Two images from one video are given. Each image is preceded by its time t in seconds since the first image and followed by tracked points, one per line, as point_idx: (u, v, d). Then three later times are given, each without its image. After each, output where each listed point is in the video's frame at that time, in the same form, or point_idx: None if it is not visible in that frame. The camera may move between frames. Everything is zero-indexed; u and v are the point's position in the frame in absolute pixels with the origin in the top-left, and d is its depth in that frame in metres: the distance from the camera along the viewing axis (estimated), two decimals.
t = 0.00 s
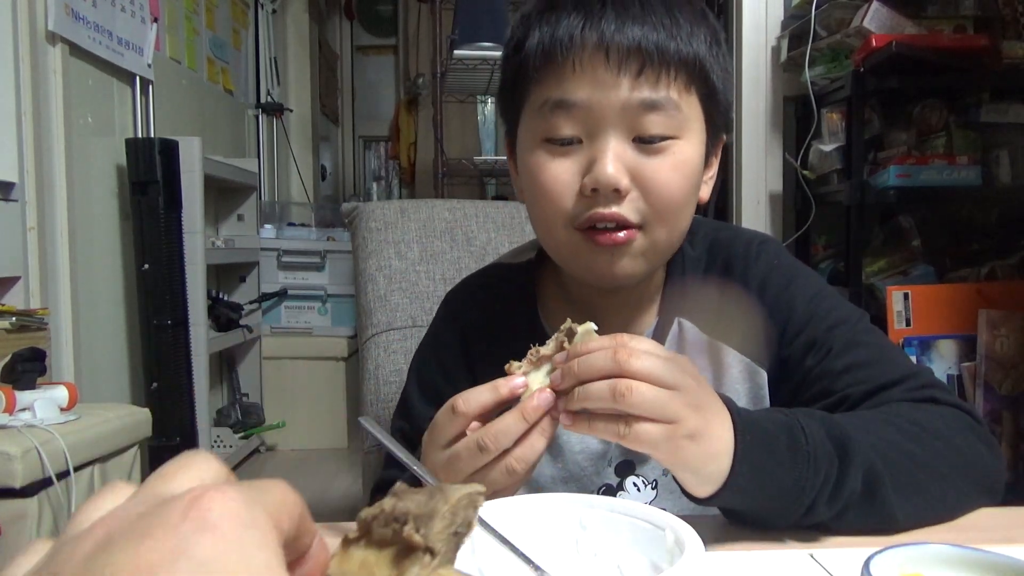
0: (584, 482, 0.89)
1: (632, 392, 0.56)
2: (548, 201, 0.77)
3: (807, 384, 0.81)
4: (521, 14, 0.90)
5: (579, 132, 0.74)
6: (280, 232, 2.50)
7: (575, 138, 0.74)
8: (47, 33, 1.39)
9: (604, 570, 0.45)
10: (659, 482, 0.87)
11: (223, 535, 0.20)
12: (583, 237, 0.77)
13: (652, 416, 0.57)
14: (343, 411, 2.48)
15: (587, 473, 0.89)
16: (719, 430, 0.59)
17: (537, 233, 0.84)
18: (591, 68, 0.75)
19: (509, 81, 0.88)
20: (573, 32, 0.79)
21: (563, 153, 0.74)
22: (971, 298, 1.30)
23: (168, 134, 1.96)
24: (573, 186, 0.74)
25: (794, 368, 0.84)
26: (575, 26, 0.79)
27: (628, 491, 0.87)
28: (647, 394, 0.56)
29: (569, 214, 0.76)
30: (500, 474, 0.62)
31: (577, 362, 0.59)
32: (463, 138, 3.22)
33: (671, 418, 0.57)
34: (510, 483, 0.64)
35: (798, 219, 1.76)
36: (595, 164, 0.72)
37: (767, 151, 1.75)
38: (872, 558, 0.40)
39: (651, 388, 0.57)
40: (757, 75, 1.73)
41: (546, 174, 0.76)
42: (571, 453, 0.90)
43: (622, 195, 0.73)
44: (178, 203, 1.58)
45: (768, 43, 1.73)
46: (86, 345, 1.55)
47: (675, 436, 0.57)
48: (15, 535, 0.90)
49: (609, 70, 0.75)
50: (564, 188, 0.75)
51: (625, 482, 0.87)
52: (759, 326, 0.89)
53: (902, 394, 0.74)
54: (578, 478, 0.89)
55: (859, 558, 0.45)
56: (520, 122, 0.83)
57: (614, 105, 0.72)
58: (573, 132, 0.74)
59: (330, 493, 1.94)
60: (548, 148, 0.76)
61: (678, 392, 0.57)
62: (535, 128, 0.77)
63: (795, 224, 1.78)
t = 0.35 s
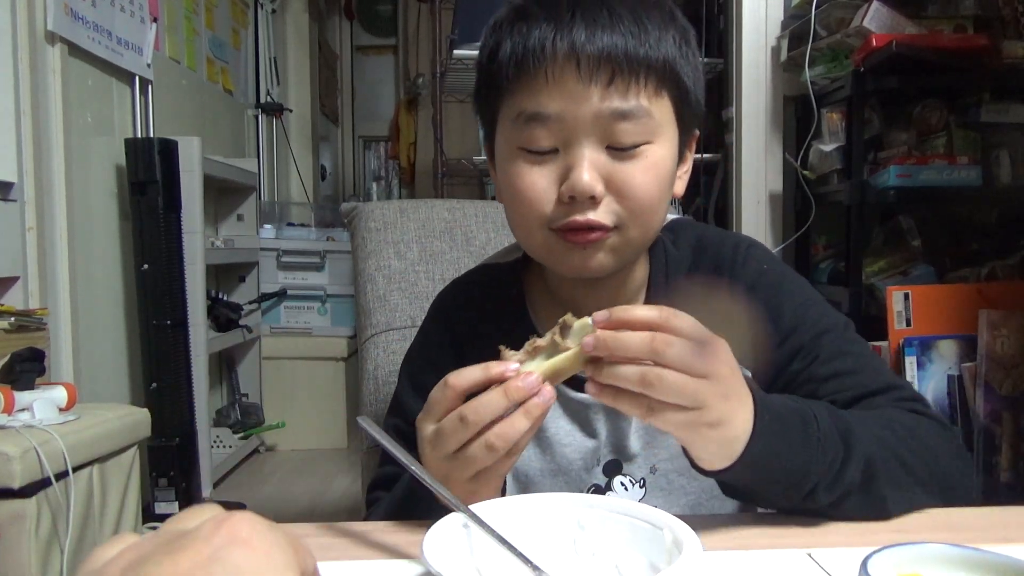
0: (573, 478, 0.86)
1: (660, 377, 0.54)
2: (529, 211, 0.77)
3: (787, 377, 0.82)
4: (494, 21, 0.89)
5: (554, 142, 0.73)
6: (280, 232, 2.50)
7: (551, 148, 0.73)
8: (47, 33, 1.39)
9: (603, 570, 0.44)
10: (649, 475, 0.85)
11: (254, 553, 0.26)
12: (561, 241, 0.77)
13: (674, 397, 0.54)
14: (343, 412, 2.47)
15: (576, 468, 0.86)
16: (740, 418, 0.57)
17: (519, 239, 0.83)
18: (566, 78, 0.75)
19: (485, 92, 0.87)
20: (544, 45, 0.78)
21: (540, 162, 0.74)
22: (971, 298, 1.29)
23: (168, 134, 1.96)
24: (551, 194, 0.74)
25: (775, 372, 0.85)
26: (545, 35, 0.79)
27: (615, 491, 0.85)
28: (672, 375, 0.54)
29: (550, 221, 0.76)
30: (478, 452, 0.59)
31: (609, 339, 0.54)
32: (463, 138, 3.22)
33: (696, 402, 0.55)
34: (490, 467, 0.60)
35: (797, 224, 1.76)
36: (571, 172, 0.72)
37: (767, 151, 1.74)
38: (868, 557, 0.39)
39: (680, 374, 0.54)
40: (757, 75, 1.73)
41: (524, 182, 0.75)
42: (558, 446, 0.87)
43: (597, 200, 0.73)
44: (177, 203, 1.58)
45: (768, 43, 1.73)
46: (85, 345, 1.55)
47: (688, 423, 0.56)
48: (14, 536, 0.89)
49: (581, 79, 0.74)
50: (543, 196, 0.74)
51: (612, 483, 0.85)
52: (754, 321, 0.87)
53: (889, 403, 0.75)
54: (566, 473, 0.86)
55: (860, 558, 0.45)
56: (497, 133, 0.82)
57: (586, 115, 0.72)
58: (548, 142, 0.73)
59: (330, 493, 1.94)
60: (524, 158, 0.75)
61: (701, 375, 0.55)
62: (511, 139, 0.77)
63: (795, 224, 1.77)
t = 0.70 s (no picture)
0: (572, 443, 0.85)
1: (693, 328, 0.68)
2: (539, 216, 0.78)
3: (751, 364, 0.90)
4: (501, 33, 0.91)
5: (570, 154, 0.75)
6: (280, 232, 2.50)
7: (567, 158, 0.75)
8: (47, 33, 1.39)
9: (602, 570, 0.44)
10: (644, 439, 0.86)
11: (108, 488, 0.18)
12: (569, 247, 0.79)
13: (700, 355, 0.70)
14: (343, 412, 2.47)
15: (577, 432, 0.86)
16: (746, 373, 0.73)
17: (527, 239, 0.85)
18: (580, 97, 0.77)
19: (491, 102, 0.88)
20: (557, 63, 0.80)
21: (555, 172, 0.76)
22: (971, 299, 1.29)
23: (168, 134, 1.96)
24: (565, 202, 0.76)
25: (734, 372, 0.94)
26: (557, 51, 0.81)
27: (613, 458, 0.85)
28: (703, 336, 0.69)
29: (559, 226, 0.78)
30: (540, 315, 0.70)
31: (670, 293, 0.68)
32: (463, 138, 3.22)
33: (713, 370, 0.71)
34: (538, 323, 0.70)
35: (798, 219, 1.75)
36: (587, 184, 0.74)
37: (767, 151, 1.75)
38: (868, 557, 0.38)
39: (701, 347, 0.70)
40: (757, 75, 1.73)
41: (538, 190, 0.77)
42: (558, 409, 0.86)
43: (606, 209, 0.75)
44: (178, 203, 1.59)
45: (768, 43, 1.73)
46: (86, 344, 1.54)
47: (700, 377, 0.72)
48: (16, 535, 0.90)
49: (594, 99, 0.77)
50: (556, 203, 0.76)
51: (612, 449, 0.85)
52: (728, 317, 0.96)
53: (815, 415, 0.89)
54: (566, 439, 0.85)
55: (860, 557, 0.45)
56: (506, 142, 0.83)
57: (599, 130, 0.74)
58: (565, 154, 0.75)
59: (330, 493, 1.94)
60: (539, 167, 0.77)
61: (733, 344, 0.70)
62: (524, 148, 0.78)
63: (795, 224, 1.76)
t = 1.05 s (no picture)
0: (574, 411, 0.85)
1: (674, 248, 0.79)
2: (544, 207, 0.85)
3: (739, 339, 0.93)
4: (503, 48, 0.98)
5: (576, 149, 0.82)
6: (280, 232, 2.50)
7: (572, 153, 0.82)
8: (48, 33, 1.39)
9: (603, 570, 0.44)
10: (641, 407, 0.86)
11: None
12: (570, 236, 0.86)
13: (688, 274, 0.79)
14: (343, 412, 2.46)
15: (578, 399, 0.86)
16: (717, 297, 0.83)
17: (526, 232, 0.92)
18: (582, 104, 0.85)
19: (496, 108, 0.94)
20: (561, 73, 0.87)
21: (561, 165, 0.83)
22: (972, 299, 1.29)
23: (168, 134, 1.96)
24: (568, 193, 0.83)
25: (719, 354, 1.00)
26: (560, 62, 0.88)
27: (613, 425, 0.85)
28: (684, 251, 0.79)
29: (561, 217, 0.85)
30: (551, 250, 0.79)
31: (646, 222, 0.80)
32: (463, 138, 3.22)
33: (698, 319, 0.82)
34: (553, 261, 0.78)
35: (798, 221, 1.75)
36: (590, 175, 0.81)
37: (767, 152, 1.74)
38: (867, 557, 0.38)
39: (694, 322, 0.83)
40: (757, 75, 1.73)
41: (545, 182, 0.83)
42: (560, 381, 0.86)
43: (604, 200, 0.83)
44: (178, 203, 1.59)
45: (768, 43, 1.73)
46: (86, 345, 1.54)
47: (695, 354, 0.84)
48: (16, 536, 0.90)
49: (594, 106, 0.84)
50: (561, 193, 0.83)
51: (611, 416, 0.85)
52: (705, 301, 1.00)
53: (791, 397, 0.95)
54: (568, 407, 0.85)
55: (859, 557, 0.45)
56: (512, 143, 0.89)
57: (601, 129, 0.82)
58: (571, 149, 0.82)
59: (330, 493, 1.94)
60: (545, 161, 0.83)
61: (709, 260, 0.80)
62: (532, 145, 0.85)
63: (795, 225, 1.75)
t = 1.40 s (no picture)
0: (587, 388, 0.88)
1: (659, 225, 0.89)
2: (547, 210, 0.89)
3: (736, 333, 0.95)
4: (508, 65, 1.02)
5: (575, 153, 0.87)
6: (281, 232, 2.50)
7: (572, 157, 0.87)
8: (48, 33, 1.39)
9: (603, 570, 0.44)
10: (648, 383, 0.89)
11: None
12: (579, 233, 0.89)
13: (681, 247, 0.89)
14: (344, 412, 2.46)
15: (590, 378, 0.88)
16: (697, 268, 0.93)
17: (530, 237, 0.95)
18: (581, 113, 0.89)
19: (498, 120, 0.98)
20: (560, 85, 0.91)
21: (562, 168, 0.87)
22: (972, 299, 1.29)
23: (168, 134, 1.96)
24: (569, 195, 0.87)
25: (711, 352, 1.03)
26: (561, 78, 0.92)
27: (623, 402, 0.87)
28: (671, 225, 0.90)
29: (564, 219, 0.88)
30: (572, 234, 0.83)
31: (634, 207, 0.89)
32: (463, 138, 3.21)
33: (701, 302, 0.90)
34: (584, 241, 0.83)
35: (798, 220, 1.75)
36: (588, 177, 0.86)
37: (767, 151, 1.74)
38: (868, 557, 0.38)
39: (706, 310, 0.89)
40: (758, 74, 1.73)
41: (547, 184, 0.88)
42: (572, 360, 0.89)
43: (606, 199, 0.87)
44: (178, 203, 1.59)
45: (769, 43, 1.73)
46: (86, 345, 1.54)
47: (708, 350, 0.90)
48: (16, 535, 0.90)
49: (592, 114, 0.89)
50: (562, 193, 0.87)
51: (621, 394, 0.88)
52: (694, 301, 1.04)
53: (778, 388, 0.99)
54: (582, 383, 0.88)
55: (860, 558, 0.45)
56: (514, 152, 0.93)
57: (598, 134, 0.86)
58: (570, 152, 0.87)
59: (330, 493, 1.94)
60: (547, 165, 0.87)
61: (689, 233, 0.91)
62: (534, 151, 0.89)
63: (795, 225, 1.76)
